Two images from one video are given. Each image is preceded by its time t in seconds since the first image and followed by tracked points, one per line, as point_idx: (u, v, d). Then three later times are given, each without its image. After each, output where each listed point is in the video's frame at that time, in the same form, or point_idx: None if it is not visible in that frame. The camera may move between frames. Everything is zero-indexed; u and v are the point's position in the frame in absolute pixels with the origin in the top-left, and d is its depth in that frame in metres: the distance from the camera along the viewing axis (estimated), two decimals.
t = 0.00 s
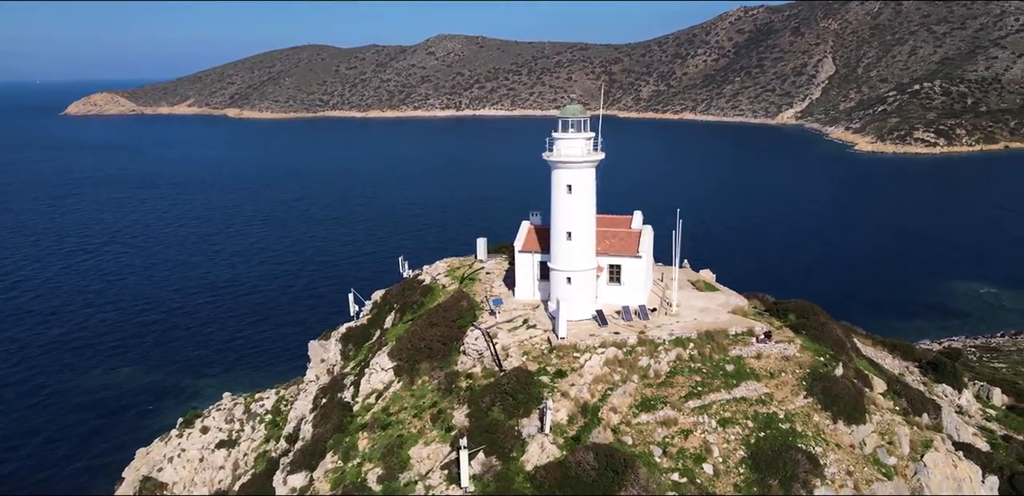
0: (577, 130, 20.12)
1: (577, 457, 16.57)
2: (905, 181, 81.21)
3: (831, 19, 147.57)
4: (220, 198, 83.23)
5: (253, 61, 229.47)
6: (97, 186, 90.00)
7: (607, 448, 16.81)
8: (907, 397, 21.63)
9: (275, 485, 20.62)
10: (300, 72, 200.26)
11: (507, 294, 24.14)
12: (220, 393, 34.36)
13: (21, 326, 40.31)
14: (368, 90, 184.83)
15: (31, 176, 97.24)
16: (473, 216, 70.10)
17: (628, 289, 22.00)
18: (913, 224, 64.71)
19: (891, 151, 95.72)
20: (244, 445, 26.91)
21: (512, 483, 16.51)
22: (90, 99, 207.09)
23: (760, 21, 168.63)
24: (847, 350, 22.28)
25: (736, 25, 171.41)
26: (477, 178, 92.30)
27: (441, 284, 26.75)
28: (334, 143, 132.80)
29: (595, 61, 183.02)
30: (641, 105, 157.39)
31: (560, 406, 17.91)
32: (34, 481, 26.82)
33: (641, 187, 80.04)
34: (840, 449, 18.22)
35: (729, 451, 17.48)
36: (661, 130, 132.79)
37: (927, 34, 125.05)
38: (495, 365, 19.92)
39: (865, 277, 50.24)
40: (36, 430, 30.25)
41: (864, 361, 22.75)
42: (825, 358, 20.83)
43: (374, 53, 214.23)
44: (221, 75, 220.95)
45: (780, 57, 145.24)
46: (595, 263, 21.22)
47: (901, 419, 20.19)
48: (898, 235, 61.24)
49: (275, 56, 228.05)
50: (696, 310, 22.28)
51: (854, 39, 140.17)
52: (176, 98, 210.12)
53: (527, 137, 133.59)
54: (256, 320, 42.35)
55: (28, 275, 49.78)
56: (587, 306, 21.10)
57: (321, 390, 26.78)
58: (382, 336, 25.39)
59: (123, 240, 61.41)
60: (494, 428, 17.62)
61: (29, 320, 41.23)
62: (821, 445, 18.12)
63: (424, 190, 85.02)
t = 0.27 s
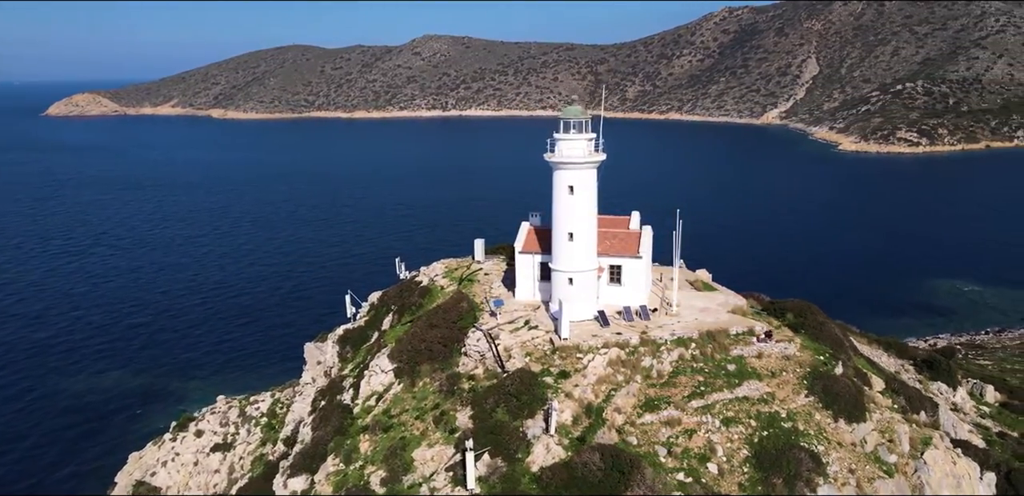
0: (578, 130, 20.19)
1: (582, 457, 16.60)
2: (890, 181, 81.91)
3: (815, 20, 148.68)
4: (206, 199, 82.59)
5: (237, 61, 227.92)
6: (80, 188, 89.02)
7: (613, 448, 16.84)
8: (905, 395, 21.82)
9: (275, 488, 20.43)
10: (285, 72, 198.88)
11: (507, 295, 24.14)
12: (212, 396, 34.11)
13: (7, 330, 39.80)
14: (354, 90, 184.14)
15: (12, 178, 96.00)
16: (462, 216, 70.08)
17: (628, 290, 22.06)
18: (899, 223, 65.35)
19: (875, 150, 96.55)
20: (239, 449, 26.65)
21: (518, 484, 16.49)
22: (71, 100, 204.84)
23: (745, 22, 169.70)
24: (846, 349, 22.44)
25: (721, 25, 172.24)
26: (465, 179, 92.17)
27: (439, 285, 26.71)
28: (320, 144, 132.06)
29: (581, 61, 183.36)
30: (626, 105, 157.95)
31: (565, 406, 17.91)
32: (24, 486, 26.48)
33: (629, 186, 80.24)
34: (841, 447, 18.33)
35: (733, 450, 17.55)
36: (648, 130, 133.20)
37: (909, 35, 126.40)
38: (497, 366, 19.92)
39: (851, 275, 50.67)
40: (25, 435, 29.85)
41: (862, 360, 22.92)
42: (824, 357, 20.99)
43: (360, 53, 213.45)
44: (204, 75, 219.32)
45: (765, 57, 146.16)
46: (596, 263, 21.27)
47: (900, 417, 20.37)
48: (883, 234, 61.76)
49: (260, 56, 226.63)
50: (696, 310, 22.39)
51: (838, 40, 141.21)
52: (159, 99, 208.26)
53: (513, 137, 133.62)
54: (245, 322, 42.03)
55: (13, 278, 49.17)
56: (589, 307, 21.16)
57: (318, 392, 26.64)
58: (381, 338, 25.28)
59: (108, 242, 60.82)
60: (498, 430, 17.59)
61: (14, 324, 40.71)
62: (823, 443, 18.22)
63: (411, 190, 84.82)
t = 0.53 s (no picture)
0: (580, 131, 20.28)
1: (588, 458, 16.63)
2: (875, 180, 82.51)
3: (799, 21, 149.73)
4: (191, 200, 81.89)
5: (221, 61, 226.24)
6: (62, 189, 87.91)
7: (618, 449, 16.89)
8: (903, 393, 22.01)
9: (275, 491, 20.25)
10: (269, 72, 197.49)
11: (507, 296, 24.15)
12: (203, 399, 33.84)
13: None
14: (339, 91, 183.36)
15: None
16: (451, 217, 69.95)
17: (629, 290, 22.15)
18: (884, 222, 65.85)
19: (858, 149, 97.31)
20: (234, 453, 26.44)
21: (524, 486, 16.49)
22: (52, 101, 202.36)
23: (730, 23, 170.78)
24: (844, 348, 22.61)
25: (705, 26, 173.11)
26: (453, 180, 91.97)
27: (437, 286, 26.65)
28: (306, 145, 131.23)
29: (567, 61, 183.65)
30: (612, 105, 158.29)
31: (569, 407, 17.93)
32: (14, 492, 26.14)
33: (616, 185, 80.31)
34: (843, 446, 18.46)
35: (736, 449, 17.63)
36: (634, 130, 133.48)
37: (891, 35, 127.62)
38: (500, 368, 19.90)
39: (839, 274, 51.01)
40: (13, 440, 29.44)
41: (860, 359, 23.10)
42: (825, 355, 21.15)
43: (345, 54, 212.52)
44: (188, 76, 217.47)
45: (749, 57, 146.99)
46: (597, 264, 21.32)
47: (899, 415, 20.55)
48: (869, 233, 62.19)
49: (244, 56, 225.02)
50: (696, 310, 22.52)
51: (821, 41, 142.26)
52: (142, 99, 206.25)
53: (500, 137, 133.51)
54: (234, 325, 41.64)
55: None
56: (591, 307, 21.20)
57: (316, 395, 26.48)
58: (380, 340, 25.16)
59: (93, 244, 60.16)
60: (504, 432, 17.58)
61: None
62: (825, 442, 18.35)
63: (398, 191, 84.54)
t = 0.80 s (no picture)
0: (582, 132, 20.30)
1: (593, 459, 16.67)
2: (862, 179, 83.03)
3: (785, 22, 150.57)
4: (177, 201, 81.26)
5: (206, 62, 224.71)
6: (46, 191, 86.97)
7: (623, 449, 16.93)
8: (901, 391, 22.17)
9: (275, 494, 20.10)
10: (256, 73, 196.40)
11: (507, 297, 24.16)
12: (195, 401, 33.59)
13: None
14: (327, 91, 182.65)
15: None
16: (440, 217, 69.83)
17: (629, 291, 22.19)
18: (872, 221, 66.28)
19: (845, 149, 97.93)
20: (230, 456, 26.21)
21: (530, 487, 16.50)
22: (35, 101, 200.17)
23: (717, 23, 171.59)
24: (842, 347, 22.74)
25: (693, 26, 173.76)
26: (442, 180, 91.78)
27: (435, 288, 26.60)
28: (293, 145, 130.59)
29: (555, 62, 183.80)
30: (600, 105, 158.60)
31: (573, 408, 17.95)
32: None
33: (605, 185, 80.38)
34: (844, 444, 18.57)
35: (739, 449, 17.69)
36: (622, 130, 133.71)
37: (876, 36, 128.58)
38: (503, 369, 19.88)
39: (828, 273, 51.32)
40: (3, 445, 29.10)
41: (857, 357, 23.23)
42: (824, 354, 21.27)
43: (332, 54, 211.65)
44: (173, 76, 215.81)
45: (736, 58, 147.66)
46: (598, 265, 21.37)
47: (898, 414, 20.69)
48: (857, 232, 62.56)
49: (230, 57, 223.56)
50: (696, 310, 22.60)
51: (807, 41, 143.09)
52: (127, 100, 204.46)
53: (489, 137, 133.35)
54: (225, 327, 41.36)
55: None
56: (592, 308, 21.24)
57: (313, 397, 26.34)
58: (379, 342, 25.06)
59: (80, 246, 59.58)
60: (508, 434, 17.58)
61: None
62: (827, 441, 18.44)
63: (387, 192, 84.33)
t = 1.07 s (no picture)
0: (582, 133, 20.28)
1: (598, 459, 16.71)
2: (848, 179, 83.64)
3: (770, 22, 151.49)
4: (162, 202, 80.59)
5: (190, 62, 223.01)
6: (28, 193, 85.94)
7: (628, 449, 16.99)
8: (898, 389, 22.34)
9: None
10: (241, 73, 195.11)
11: (507, 298, 24.18)
12: (186, 404, 33.32)
13: None
14: (312, 92, 181.85)
15: None
16: (429, 218, 69.71)
17: (630, 291, 22.25)
18: (859, 220, 66.79)
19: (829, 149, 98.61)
20: (226, 460, 25.93)
21: (536, 488, 16.52)
22: (15, 102, 197.79)
23: (702, 24, 172.49)
24: (841, 346, 22.87)
25: (678, 26, 174.49)
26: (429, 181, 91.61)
27: (434, 289, 26.55)
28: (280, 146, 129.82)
29: (541, 62, 183.97)
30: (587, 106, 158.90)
31: (578, 409, 17.98)
32: None
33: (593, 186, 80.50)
34: (846, 442, 18.66)
35: (743, 448, 17.76)
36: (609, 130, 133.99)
37: (859, 36, 129.69)
38: (506, 371, 19.87)
39: (817, 272, 51.67)
40: None
41: (855, 356, 23.36)
42: (823, 353, 21.40)
43: (318, 54, 210.71)
44: (156, 76, 214.00)
45: (721, 58, 148.45)
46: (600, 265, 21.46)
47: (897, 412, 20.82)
48: (844, 231, 63.01)
49: (214, 57, 221.98)
50: (696, 310, 22.68)
51: (792, 42, 144.02)
52: (109, 101, 202.48)
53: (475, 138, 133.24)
54: (215, 329, 41.07)
55: None
56: (594, 308, 21.30)
57: (311, 399, 26.20)
58: (378, 343, 24.99)
59: (65, 248, 58.93)
60: (513, 435, 17.57)
61: None
62: (828, 439, 18.51)
63: (374, 193, 84.10)
